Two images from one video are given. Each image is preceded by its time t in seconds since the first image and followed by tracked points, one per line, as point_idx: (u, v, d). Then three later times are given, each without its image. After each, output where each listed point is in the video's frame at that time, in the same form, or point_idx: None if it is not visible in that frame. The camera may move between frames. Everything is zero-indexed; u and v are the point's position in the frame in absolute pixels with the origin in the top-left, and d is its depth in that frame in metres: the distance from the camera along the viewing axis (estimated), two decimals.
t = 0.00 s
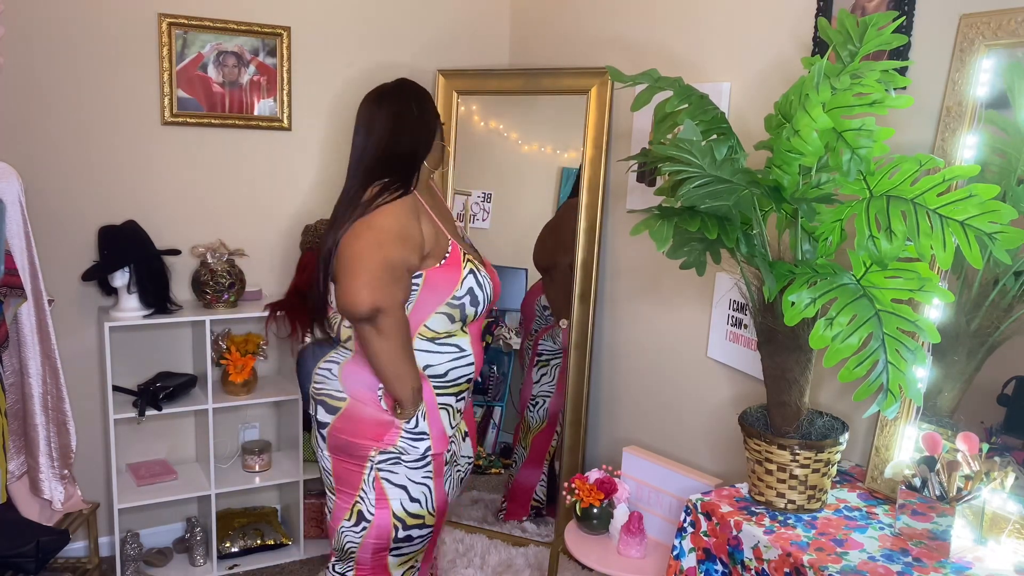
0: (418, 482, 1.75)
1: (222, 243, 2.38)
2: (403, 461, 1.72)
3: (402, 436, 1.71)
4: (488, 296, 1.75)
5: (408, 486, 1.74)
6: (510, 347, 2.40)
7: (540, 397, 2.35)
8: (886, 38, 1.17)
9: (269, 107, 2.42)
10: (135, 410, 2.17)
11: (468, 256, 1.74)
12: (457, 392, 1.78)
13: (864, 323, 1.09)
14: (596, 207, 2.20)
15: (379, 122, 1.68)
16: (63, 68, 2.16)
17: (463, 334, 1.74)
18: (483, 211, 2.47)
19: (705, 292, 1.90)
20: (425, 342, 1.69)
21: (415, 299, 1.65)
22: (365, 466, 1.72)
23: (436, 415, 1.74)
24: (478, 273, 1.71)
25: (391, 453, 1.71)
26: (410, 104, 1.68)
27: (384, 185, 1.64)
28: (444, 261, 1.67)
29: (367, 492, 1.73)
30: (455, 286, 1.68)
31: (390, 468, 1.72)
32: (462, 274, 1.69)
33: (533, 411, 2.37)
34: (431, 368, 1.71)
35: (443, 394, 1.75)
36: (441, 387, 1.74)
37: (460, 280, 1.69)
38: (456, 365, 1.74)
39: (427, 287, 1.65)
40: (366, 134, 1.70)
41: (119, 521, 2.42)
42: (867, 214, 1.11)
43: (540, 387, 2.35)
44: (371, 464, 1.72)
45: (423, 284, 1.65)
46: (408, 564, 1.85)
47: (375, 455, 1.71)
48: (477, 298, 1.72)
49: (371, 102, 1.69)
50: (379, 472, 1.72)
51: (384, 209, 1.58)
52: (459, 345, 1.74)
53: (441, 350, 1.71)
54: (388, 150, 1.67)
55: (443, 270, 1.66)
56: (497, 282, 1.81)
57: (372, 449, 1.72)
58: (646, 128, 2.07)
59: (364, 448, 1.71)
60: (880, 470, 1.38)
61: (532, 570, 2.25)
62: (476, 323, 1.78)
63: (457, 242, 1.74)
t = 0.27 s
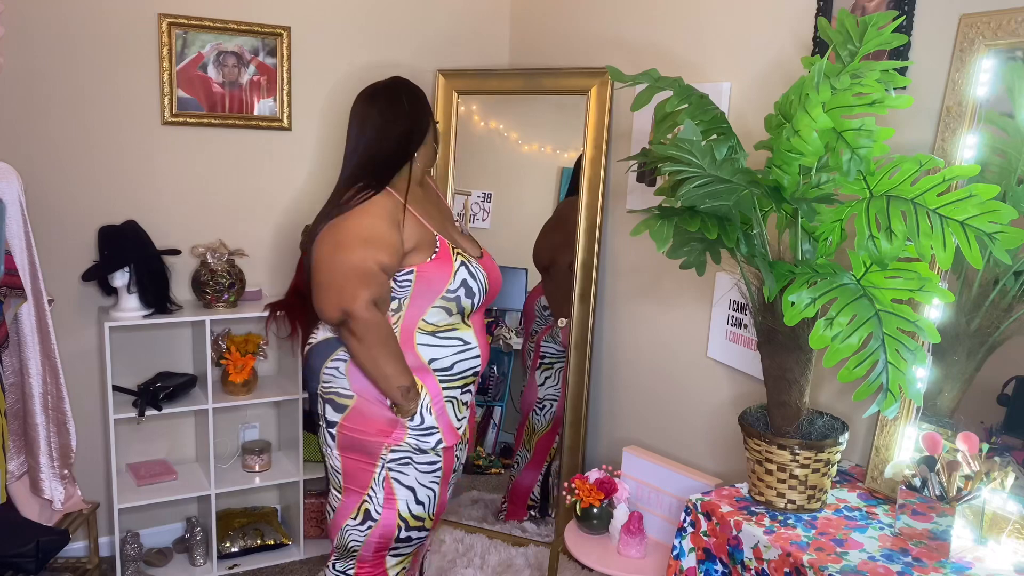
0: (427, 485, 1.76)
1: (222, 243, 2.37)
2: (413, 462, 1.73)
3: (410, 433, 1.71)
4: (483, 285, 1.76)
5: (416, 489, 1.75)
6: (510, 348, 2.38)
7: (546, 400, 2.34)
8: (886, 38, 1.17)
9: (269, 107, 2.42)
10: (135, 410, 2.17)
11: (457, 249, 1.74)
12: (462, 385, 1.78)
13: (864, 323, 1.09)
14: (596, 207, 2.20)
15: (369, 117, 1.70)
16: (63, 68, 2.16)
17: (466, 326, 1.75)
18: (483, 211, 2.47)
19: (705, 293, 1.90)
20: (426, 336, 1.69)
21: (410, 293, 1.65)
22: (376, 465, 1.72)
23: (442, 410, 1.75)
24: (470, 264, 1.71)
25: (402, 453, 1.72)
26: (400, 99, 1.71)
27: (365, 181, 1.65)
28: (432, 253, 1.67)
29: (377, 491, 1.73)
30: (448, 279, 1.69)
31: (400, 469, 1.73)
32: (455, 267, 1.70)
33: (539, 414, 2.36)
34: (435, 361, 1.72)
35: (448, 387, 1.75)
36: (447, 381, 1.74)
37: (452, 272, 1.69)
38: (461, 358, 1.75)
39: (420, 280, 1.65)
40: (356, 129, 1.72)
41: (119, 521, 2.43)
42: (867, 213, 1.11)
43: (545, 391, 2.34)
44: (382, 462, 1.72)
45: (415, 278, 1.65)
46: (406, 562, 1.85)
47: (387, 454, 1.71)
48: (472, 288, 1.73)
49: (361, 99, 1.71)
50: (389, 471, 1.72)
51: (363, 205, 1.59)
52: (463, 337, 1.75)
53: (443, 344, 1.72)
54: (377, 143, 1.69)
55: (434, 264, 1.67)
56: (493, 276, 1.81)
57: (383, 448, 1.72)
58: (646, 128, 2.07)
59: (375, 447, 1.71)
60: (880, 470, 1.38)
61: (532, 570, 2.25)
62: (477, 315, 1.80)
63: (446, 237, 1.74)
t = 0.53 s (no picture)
0: (407, 484, 1.75)
1: (222, 244, 2.37)
2: (391, 462, 1.73)
3: (391, 430, 1.71)
4: (479, 283, 1.75)
5: (396, 488, 1.75)
6: (509, 347, 2.40)
7: (542, 399, 2.35)
8: (886, 38, 1.17)
9: (269, 107, 2.42)
10: (135, 410, 2.17)
11: (457, 245, 1.75)
12: (451, 386, 1.76)
13: (864, 322, 1.09)
14: (596, 207, 2.20)
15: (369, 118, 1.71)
16: (63, 68, 2.16)
17: (461, 326, 1.75)
18: (483, 211, 2.47)
19: (705, 293, 1.90)
20: (419, 334, 1.69)
21: (406, 290, 1.65)
22: (354, 463, 1.74)
23: (428, 410, 1.73)
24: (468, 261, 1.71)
25: (379, 453, 1.72)
26: (398, 100, 1.72)
27: (365, 180, 1.67)
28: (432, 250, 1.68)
29: (355, 489, 1.74)
30: (445, 275, 1.68)
31: (378, 468, 1.73)
32: (451, 263, 1.70)
33: (534, 413, 2.37)
34: (425, 360, 1.71)
35: (437, 388, 1.74)
36: (435, 381, 1.73)
37: (449, 269, 1.69)
38: (451, 359, 1.74)
39: (415, 277, 1.65)
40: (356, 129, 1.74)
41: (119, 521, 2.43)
42: (867, 213, 1.11)
43: (542, 389, 2.35)
44: (359, 461, 1.73)
45: (411, 274, 1.65)
46: (396, 561, 1.84)
47: (364, 453, 1.72)
48: (468, 286, 1.72)
49: (361, 100, 1.73)
50: (366, 471, 1.73)
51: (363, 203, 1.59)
52: (456, 338, 1.74)
53: (436, 343, 1.72)
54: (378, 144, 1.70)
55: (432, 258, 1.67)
56: (492, 274, 1.80)
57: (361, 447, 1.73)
58: (646, 127, 2.07)
59: (354, 445, 1.72)
60: (880, 470, 1.38)
61: (532, 570, 2.25)
62: (474, 315, 1.80)
63: (446, 232, 1.75)
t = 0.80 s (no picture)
0: (415, 481, 1.76)
1: (222, 243, 2.37)
2: (400, 459, 1.73)
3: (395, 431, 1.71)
4: (475, 289, 1.75)
5: (403, 484, 1.75)
6: (510, 347, 2.40)
7: (549, 404, 2.34)
8: (886, 38, 1.17)
9: (269, 107, 2.42)
10: (135, 410, 2.17)
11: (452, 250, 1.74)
12: (451, 385, 1.76)
13: (864, 322, 1.09)
14: (596, 207, 2.20)
15: (371, 118, 1.70)
16: (63, 68, 2.16)
17: (459, 327, 1.75)
18: (483, 211, 2.48)
19: (705, 293, 1.90)
20: (415, 334, 1.69)
21: (401, 292, 1.65)
22: (364, 463, 1.72)
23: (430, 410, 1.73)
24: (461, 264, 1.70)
25: (388, 450, 1.72)
26: (402, 103, 1.72)
27: (362, 179, 1.67)
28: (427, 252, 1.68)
29: (365, 488, 1.74)
30: (439, 279, 1.68)
31: (387, 466, 1.73)
32: (446, 267, 1.69)
33: (542, 418, 2.36)
34: (423, 360, 1.71)
35: (437, 387, 1.74)
36: (435, 380, 1.73)
37: (443, 273, 1.69)
38: (450, 357, 1.74)
39: (409, 279, 1.65)
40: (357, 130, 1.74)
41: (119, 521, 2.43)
42: (867, 213, 1.11)
43: (548, 393, 2.34)
44: (370, 460, 1.72)
45: (406, 276, 1.65)
46: (399, 561, 1.85)
47: (373, 451, 1.72)
48: (462, 291, 1.72)
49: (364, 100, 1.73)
50: (378, 469, 1.73)
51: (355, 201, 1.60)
52: (454, 338, 1.74)
53: (434, 343, 1.71)
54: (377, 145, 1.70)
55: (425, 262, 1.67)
56: (488, 278, 1.80)
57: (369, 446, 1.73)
58: (646, 127, 2.07)
59: (361, 445, 1.72)
60: (880, 470, 1.38)
61: (532, 570, 2.24)
62: (473, 316, 1.80)
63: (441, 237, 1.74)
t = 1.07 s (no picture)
0: (408, 484, 1.76)
1: (222, 244, 2.37)
2: (389, 462, 1.73)
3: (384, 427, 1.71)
4: (476, 282, 1.74)
5: (397, 487, 1.75)
6: (509, 347, 2.40)
7: (540, 400, 2.35)
8: (886, 38, 1.17)
9: (269, 107, 2.42)
10: (135, 410, 2.17)
11: (453, 242, 1.74)
12: (446, 385, 1.76)
13: (864, 322, 1.09)
14: (596, 207, 2.20)
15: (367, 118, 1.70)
16: (63, 68, 2.16)
17: (458, 325, 1.74)
18: (483, 211, 2.47)
19: (705, 293, 1.90)
20: (415, 331, 1.69)
21: (401, 288, 1.65)
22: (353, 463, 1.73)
23: (422, 408, 1.73)
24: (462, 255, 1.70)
25: (375, 453, 1.72)
26: (398, 103, 1.70)
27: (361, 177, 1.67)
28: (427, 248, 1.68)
29: (358, 491, 1.74)
30: (439, 273, 1.68)
31: (376, 469, 1.73)
32: (446, 261, 1.69)
33: (533, 414, 2.37)
34: (420, 358, 1.71)
35: (432, 386, 1.73)
36: (430, 380, 1.73)
37: (443, 266, 1.68)
38: (446, 357, 1.73)
39: (410, 275, 1.65)
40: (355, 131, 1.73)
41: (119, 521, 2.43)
42: (867, 213, 1.11)
43: (539, 391, 2.35)
44: (358, 461, 1.73)
45: (406, 272, 1.65)
46: (401, 562, 1.86)
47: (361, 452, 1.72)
48: (462, 284, 1.71)
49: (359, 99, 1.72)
50: (366, 471, 1.73)
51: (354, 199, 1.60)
52: (452, 337, 1.74)
53: (431, 342, 1.71)
54: (373, 145, 1.70)
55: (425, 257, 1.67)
56: (489, 271, 1.80)
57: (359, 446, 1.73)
58: (646, 127, 2.07)
59: (352, 444, 1.72)
60: (880, 470, 1.38)
61: (532, 570, 2.24)
62: (474, 317, 1.79)
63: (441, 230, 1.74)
